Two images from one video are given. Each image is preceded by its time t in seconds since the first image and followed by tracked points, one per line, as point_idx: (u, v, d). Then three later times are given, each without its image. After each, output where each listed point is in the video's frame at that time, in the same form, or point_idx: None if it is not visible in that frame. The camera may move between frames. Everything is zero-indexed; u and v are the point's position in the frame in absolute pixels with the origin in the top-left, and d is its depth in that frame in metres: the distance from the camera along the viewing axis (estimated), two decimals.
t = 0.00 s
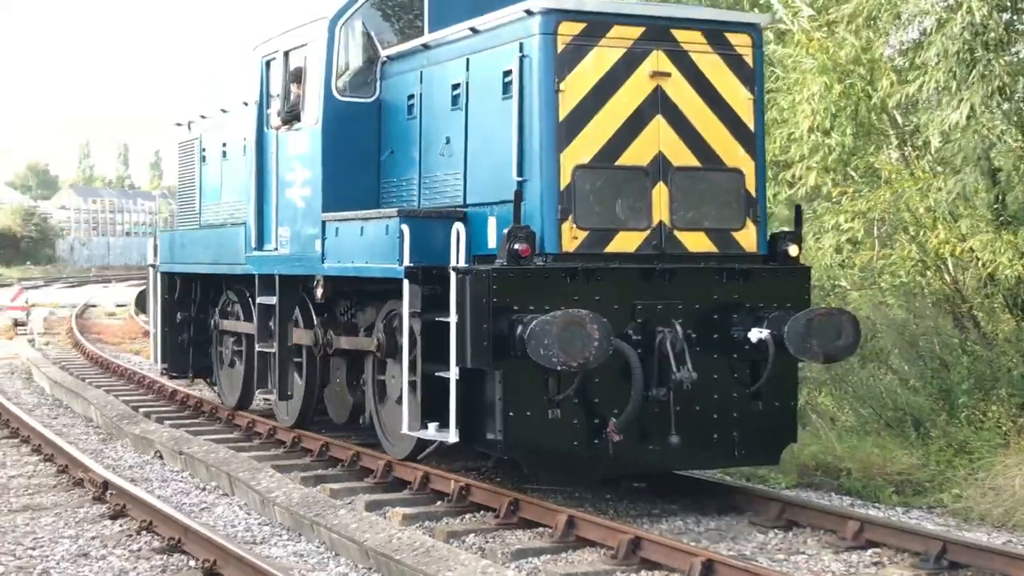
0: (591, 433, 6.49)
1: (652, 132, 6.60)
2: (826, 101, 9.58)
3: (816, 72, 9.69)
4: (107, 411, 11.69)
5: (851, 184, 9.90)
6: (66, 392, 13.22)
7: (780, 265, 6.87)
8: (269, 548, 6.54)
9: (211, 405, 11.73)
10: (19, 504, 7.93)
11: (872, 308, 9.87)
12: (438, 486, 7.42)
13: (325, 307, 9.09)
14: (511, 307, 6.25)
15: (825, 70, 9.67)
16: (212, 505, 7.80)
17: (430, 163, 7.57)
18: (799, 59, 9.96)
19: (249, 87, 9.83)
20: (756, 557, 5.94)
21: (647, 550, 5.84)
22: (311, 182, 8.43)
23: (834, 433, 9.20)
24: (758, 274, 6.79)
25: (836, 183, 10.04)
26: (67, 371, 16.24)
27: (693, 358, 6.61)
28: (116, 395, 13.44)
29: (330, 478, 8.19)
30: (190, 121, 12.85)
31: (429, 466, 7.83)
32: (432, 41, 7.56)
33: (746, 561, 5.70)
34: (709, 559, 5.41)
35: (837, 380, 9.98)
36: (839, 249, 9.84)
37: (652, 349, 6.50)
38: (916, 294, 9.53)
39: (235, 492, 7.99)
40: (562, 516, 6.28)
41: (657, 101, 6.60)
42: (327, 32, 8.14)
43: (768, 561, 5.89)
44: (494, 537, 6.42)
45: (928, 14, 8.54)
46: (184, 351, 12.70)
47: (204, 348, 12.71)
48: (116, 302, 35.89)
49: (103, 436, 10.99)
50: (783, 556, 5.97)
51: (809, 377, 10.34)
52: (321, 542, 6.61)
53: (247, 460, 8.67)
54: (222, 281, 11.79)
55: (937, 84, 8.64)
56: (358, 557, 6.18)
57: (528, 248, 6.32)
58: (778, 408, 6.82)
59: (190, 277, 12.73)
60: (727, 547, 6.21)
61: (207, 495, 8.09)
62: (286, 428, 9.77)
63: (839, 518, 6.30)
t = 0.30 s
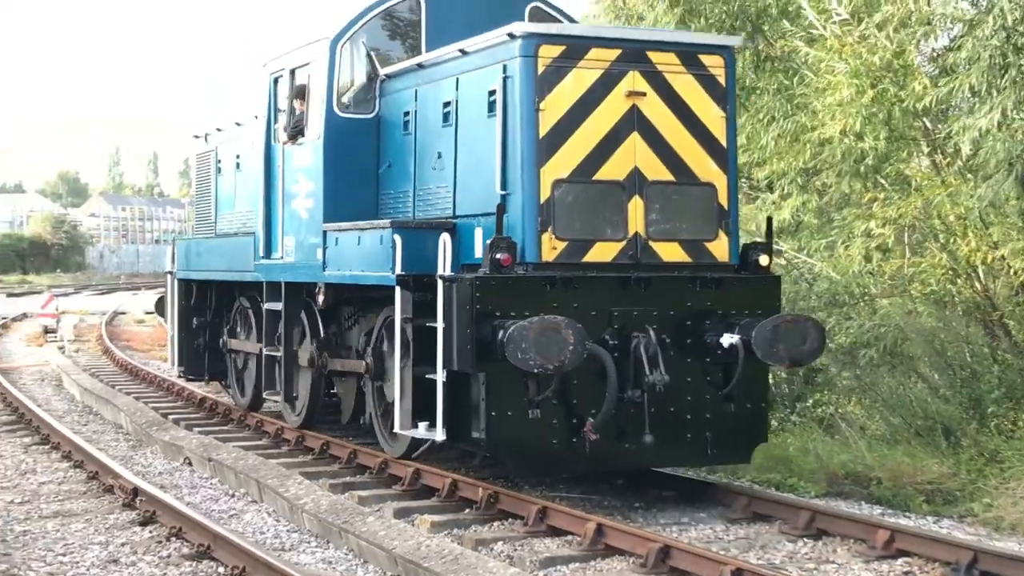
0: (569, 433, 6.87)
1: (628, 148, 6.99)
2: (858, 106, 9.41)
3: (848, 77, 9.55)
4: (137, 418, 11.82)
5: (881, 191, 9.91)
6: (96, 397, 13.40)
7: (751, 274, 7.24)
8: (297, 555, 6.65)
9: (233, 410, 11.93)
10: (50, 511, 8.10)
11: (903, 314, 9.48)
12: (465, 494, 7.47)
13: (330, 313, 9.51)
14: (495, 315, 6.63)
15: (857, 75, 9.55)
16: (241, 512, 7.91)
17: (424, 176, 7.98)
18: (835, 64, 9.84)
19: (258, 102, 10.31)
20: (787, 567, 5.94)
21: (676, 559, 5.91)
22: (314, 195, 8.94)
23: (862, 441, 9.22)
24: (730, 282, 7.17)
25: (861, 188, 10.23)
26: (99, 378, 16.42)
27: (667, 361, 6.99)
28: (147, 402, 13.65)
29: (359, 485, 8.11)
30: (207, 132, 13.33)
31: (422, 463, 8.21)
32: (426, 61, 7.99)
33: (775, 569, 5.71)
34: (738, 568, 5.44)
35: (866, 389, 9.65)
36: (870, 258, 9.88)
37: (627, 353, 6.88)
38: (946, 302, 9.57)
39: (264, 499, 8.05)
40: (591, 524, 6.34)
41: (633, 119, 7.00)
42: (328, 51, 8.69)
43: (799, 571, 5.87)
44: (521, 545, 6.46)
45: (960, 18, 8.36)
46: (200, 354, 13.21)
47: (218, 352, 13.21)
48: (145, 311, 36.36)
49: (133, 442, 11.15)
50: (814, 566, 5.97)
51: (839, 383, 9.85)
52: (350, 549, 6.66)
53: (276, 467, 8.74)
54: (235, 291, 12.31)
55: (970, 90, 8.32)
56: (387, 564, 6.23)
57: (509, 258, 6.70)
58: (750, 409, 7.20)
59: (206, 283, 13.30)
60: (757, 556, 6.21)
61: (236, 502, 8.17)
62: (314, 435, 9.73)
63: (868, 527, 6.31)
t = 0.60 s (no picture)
0: (549, 431, 7.28)
1: (605, 162, 7.41)
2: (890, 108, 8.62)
3: (881, 78, 8.76)
4: (165, 423, 11.99)
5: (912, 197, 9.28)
6: (125, 403, 13.66)
7: (723, 281, 7.63)
8: (323, 560, 6.73)
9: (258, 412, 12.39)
10: (79, 516, 8.27)
11: (929, 322, 9.41)
12: (492, 501, 7.64)
13: (333, 314, 9.87)
14: (477, 320, 7.04)
15: (890, 78, 8.71)
16: (268, 517, 7.99)
17: (418, 188, 8.42)
18: (866, 66, 9.10)
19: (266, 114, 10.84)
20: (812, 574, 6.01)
21: (702, 565, 5.96)
22: (316, 205, 9.48)
23: (891, 449, 9.22)
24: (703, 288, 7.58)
25: (896, 194, 9.38)
26: (128, 383, 16.60)
27: (642, 364, 7.40)
28: (175, 407, 13.86)
29: (386, 491, 8.25)
30: (223, 142, 13.85)
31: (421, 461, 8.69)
32: (420, 78, 8.44)
33: None
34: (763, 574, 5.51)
35: (895, 396, 9.91)
36: (897, 265, 9.54)
37: (603, 355, 7.29)
38: (975, 310, 9.43)
39: (291, 504, 8.15)
40: (617, 532, 6.44)
41: (610, 135, 7.42)
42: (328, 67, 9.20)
43: None
44: (548, 551, 6.57)
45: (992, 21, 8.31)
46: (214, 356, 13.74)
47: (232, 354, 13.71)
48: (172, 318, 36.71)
49: (161, 447, 11.32)
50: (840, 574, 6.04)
51: (867, 390, 10.18)
52: (375, 555, 6.75)
53: (303, 472, 8.81)
54: (248, 296, 12.83)
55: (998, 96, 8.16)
56: (412, 570, 6.30)
57: (491, 265, 7.12)
58: (721, 409, 7.60)
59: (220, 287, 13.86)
60: (783, 564, 6.28)
61: (262, 508, 8.28)
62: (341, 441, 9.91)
63: (896, 534, 6.41)
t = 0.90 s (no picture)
0: (530, 428, 7.73)
1: (584, 175, 7.87)
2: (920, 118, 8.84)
3: (913, 84, 9.02)
4: (190, 427, 12.19)
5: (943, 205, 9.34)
6: (152, 407, 13.97)
7: (696, 287, 8.05)
8: (349, 565, 6.85)
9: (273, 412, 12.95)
10: (107, 519, 8.43)
11: (956, 326, 9.73)
12: (517, 505, 7.77)
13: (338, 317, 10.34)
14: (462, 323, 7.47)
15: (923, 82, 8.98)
16: (292, 522, 8.12)
17: (412, 198, 8.87)
18: (899, 69, 9.26)
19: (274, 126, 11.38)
20: None
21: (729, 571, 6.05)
22: (318, 213, 10.01)
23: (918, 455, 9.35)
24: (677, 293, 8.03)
25: (925, 201, 9.44)
26: (154, 387, 16.84)
27: (619, 364, 7.83)
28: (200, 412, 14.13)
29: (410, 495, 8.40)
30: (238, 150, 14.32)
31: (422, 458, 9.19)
32: (414, 94, 8.91)
33: None
34: None
35: (923, 401, 10.27)
36: (924, 270, 9.79)
37: (582, 356, 7.71)
38: (1004, 314, 9.56)
39: (316, 509, 8.28)
40: (644, 538, 6.53)
41: (589, 149, 7.87)
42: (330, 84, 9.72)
43: None
44: (573, 557, 6.69)
45: None
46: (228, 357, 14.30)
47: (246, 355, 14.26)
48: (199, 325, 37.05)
49: (187, 452, 11.49)
50: None
51: (895, 394, 10.49)
52: (402, 559, 6.84)
53: (328, 476, 8.92)
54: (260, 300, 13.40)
55: None
56: (438, 574, 6.40)
57: (475, 272, 7.56)
58: (695, 408, 8.03)
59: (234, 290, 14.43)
60: (811, 570, 6.37)
61: (288, 512, 8.42)
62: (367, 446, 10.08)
63: (923, 541, 6.50)
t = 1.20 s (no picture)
0: (514, 426, 8.21)
1: (566, 188, 8.37)
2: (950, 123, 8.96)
3: (940, 91, 9.12)
4: (217, 431, 12.35)
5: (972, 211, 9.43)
6: (178, 412, 14.27)
7: (673, 292, 8.53)
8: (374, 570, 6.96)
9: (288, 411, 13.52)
10: (134, 524, 8.63)
11: (983, 332, 9.67)
12: (542, 511, 7.93)
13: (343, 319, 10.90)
14: (451, 327, 7.93)
15: (950, 88, 9.08)
16: (318, 527, 8.28)
17: (408, 209, 9.41)
18: (926, 78, 9.41)
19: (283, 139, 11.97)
20: None
21: None
22: (322, 223, 10.55)
23: (944, 460, 9.50)
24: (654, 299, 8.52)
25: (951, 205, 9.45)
26: (179, 392, 17.06)
27: (600, 366, 8.29)
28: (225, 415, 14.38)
29: (435, 500, 8.60)
30: (251, 160, 15.03)
31: (425, 457, 9.71)
32: (411, 109, 9.41)
33: None
34: None
35: (947, 409, 10.13)
36: (951, 274, 9.91)
37: (563, 359, 8.18)
38: None
39: (342, 513, 8.43)
40: (668, 544, 6.61)
41: (570, 164, 8.38)
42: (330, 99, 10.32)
43: None
44: (598, 563, 6.82)
45: None
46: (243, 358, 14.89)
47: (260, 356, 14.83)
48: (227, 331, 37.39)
49: (214, 456, 11.69)
50: None
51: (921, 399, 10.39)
52: (427, 565, 6.94)
53: (354, 482, 9.05)
54: (273, 304, 13.99)
55: None
56: None
57: (463, 280, 8.03)
58: (672, 408, 8.49)
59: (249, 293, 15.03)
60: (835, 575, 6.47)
61: (314, 518, 8.56)
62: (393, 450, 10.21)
63: (950, 548, 6.48)
